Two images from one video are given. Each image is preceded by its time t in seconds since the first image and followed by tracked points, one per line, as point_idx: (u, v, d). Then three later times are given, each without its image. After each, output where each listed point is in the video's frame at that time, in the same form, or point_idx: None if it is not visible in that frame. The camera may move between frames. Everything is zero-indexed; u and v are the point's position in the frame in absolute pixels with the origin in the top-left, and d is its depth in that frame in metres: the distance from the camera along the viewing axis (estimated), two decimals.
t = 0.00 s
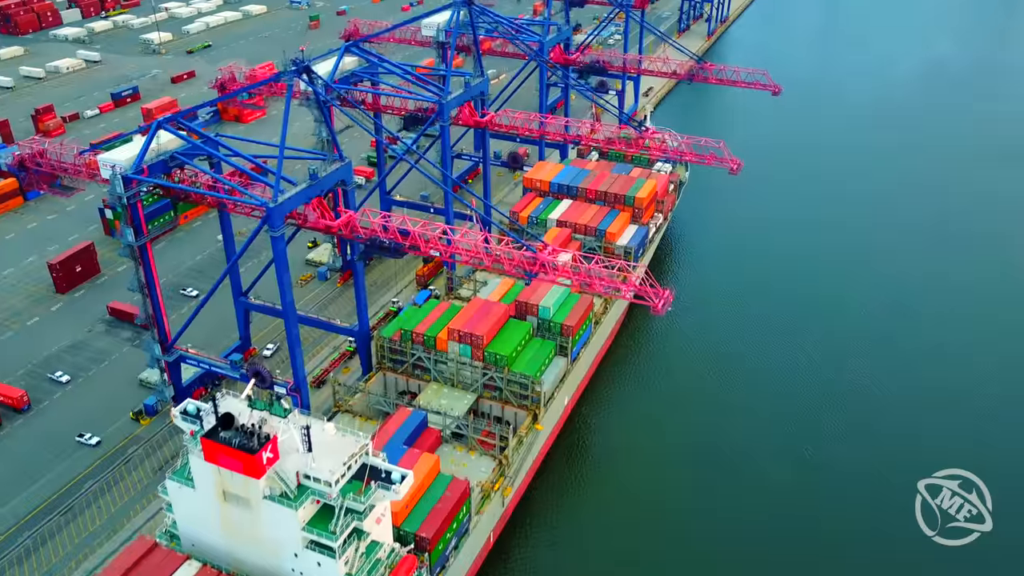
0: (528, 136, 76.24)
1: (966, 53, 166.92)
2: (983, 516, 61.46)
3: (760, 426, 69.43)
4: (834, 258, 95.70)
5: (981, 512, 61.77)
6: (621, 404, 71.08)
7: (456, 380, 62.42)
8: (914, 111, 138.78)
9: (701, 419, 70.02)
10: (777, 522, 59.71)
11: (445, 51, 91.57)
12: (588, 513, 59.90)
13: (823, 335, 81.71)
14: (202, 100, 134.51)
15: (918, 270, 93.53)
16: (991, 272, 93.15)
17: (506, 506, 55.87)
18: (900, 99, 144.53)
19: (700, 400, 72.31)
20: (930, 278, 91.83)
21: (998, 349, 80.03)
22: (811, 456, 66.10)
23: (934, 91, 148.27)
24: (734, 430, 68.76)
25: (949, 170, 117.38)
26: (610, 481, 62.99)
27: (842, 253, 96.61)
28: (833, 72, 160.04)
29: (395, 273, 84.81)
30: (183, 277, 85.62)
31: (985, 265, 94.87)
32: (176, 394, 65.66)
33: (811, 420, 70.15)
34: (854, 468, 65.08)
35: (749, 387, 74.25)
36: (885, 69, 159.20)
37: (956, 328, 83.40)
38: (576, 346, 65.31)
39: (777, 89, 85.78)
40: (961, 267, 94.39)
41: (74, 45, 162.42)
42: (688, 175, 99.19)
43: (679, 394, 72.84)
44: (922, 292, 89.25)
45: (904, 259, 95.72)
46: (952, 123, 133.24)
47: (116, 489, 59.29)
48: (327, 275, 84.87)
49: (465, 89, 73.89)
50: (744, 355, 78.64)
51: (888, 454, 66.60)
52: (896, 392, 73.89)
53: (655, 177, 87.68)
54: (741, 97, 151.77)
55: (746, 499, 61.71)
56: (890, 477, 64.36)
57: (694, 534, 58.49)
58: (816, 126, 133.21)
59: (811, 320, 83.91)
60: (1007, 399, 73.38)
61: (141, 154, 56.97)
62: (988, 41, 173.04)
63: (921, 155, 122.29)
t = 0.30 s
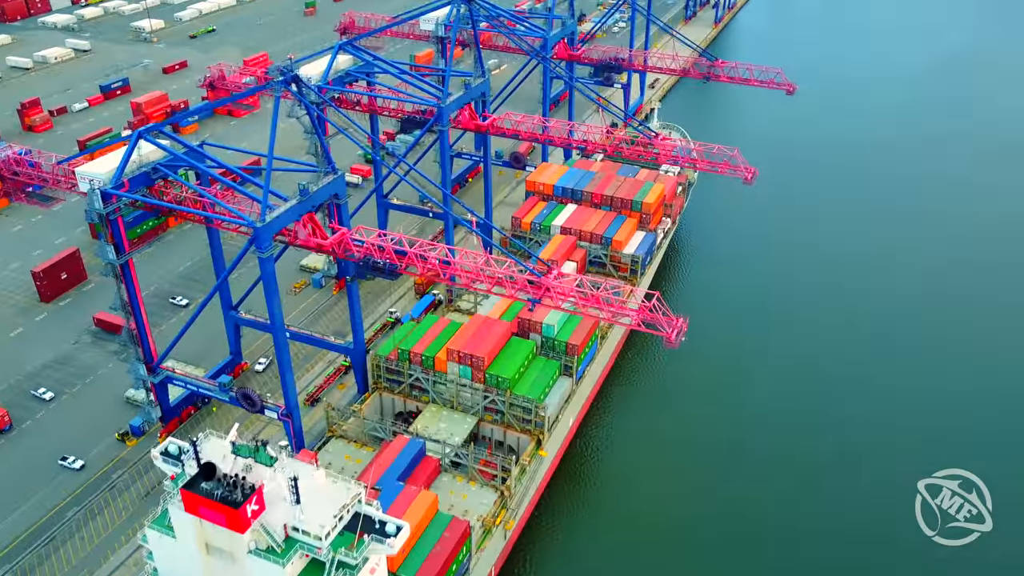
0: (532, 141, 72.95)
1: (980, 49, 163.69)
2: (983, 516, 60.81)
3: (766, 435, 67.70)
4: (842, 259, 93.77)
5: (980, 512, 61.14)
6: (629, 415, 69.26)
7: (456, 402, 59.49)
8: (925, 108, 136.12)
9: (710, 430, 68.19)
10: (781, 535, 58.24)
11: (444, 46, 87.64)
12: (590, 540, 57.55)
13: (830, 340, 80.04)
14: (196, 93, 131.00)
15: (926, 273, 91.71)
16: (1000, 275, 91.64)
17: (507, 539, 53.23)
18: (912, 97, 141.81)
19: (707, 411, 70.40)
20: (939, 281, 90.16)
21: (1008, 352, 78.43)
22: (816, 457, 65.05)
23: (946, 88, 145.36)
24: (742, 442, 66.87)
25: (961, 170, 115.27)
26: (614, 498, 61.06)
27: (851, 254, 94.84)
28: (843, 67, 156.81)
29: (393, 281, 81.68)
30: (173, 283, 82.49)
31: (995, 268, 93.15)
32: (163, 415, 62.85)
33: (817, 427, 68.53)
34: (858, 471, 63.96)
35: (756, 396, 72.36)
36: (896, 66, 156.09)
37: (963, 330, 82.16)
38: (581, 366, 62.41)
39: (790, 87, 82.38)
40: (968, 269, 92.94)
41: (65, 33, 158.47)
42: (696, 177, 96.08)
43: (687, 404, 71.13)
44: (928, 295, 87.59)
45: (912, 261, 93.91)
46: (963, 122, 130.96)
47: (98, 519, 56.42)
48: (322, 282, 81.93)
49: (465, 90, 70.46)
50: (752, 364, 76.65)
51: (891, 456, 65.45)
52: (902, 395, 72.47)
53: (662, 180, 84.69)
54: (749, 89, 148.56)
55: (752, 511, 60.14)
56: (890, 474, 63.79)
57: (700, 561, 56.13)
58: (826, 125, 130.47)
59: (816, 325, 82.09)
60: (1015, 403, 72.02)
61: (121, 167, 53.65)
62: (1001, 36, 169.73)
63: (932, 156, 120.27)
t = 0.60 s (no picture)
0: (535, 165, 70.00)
1: (984, 49, 163.00)
2: (983, 516, 64.61)
3: (780, 456, 68.94)
4: (852, 271, 94.41)
5: (980, 512, 64.96)
6: (646, 429, 70.16)
7: (454, 446, 56.52)
8: (931, 113, 135.65)
9: (723, 451, 69.08)
10: None
11: (444, 61, 84.64)
12: None
13: (840, 356, 81.04)
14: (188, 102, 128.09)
15: (935, 283, 93.12)
16: (1006, 284, 93.12)
17: None
18: (918, 100, 140.93)
19: (721, 429, 71.52)
20: (947, 292, 91.62)
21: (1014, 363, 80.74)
22: (827, 473, 67.13)
23: (952, 91, 144.80)
24: (757, 463, 68.13)
25: (968, 177, 115.47)
26: (620, 522, 61.48)
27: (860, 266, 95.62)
28: (847, 70, 155.14)
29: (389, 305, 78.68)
30: (161, 308, 79.53)
31: (1001, 276, 94.82)
32: (147, 456, 59.99)
33: (828, 443, 70.19)
34: (868, 480, 66.69)
35: (769, 414, 73.57)
36: (900, 67, 154.98)
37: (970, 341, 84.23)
38: (586, 406, 59.40)
39: (802, 106, 79.70)
40: (975, 277, 94.56)
41: (56, 39, 155.10)
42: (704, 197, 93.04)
43: (698, 431, 71.04)
44: (936, 305, 89.50)
45: (920, 271, 95.14)
46: (969, 125, 130.80)
47: (76, 572, 53.46)
48: (317, 308, 78.90)
49: (465, 112, 67.46)
50: (764, 382, 77.67)
51: (897, 463, 68.54)
52: (912, 411, 74.33)
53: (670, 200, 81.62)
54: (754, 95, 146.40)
55: (753, 536, 61.27)
56: (892, 476, 67.41)
57: None
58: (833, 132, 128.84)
59: (828, 339, 83.24)
60: (1019, 413, 74.74)
61: (100, 201, 50.67)
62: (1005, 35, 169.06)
63: (939, 161, 119.84)
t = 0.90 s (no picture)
0: (536, 201, 67.35)
1: (986, 68, 163.27)
2: (982, 515, 66.28)
3: (779, 480, 68.16)
4: (859, 290, 93.94)
5: (980, 512, 66.64)
6: (651, 477, 67.14)
7: (451, 504, 53.80)
8: (935, 132, 135.34)
9: (732, 474, 68.59)
10: None
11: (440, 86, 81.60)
12: None
13: (848, 376, 80.26)
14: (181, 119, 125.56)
15: (941, 298, 93.31)
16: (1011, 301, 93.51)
17: None
18: (921, 119, 140.55)
19: (724, 451, 70.72)
20: (953, 308, 91.70)
21: (1018, 373, 81.47)
22: (831, 488, 67.45)
23: (953, 109, 144.87)
24: (758, 485, 67.56)
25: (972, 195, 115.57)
26: None
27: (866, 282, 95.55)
28: (850, 86, 154.07)
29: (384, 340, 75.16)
30: (149, 341, 76.95)
31: (1006, 290, 95.28)
32: (129, 511, 57.16)
33: (835, 455, 70.73)
34: (872, 485, 68.08)
35: (771, 433, 73.01)
36: (903, 86, 154.43)
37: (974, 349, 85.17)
38: (590, 460, 56.78)
39: (813, 135, 77.08)
40: (979, 292, 94.95)
41: (48, 51, 152.27)
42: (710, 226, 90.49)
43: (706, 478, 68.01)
44: (941, 317, 90.13)
45: (925, 287, 95.17)
46: (973, 145, 130.89)
47: None
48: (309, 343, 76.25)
49: (464, 145, 64.98)
50: (769, 401, 76.94)
51: (898, 464, 70.14)
52: (919, 423, 74.87)
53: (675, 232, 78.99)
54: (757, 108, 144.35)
55: None
56: (893, 476, 68.99)
57: None
58: (840, 152, 127.44)
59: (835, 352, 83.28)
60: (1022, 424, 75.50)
61: (78, 252, 47.96)
62: (1006, 53, 169.44)
63: (945, 181, 119.57)
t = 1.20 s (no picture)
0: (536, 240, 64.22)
1: (992, 73, 161.63)
2: (983, 516, 67.62)
3: (779, 481, 69.36)
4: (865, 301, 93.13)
5: (980, 512, 68.00)
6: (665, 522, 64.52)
7: (449, 567, 51.19)
8: (942, 140, 133.61)
9: (735, 474, 69.92)
10: None
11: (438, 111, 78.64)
12: None
13: (861, 397, 78.56)
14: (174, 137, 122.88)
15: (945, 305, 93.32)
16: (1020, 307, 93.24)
17: None
18: (927, 126, 138.77)
19: (725, 450, 71.97)
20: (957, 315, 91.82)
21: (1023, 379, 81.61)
22: (831, 490, 68.61)
23: (960, 113, 143.38)
24: (761, 502, 67.15)
25: (980, 201, 114.68)
26: None
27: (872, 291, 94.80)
28: (856, 94, 151.58)
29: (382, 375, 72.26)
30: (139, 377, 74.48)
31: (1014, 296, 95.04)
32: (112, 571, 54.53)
33: (837, 458, 71.74)
34: (872, 485, 69.33)
35: (772, 436, 73.88)
36: (909, 92, 152.65)
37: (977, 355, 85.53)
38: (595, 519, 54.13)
39: (825, 166, 74.97)
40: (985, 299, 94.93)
41: (41, 64, 149.80)
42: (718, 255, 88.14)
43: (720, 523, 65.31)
44: (944, 322, 90.30)
45: (931, 297, 93.88)
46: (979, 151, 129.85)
47: None
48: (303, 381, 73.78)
49: (463, 183, 62.43)
50: (772, 403, 77.60)
51: (898, 466, 71.17)
52: (921, 428, 75.48)
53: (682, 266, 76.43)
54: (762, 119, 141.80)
55: None
56: (894, 476, 70.33)
57: None
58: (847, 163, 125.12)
59: (840, 362, 83.08)
60: None
61: (54, 308, 45.20)
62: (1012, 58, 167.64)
63: (952, 190, 118.42)
